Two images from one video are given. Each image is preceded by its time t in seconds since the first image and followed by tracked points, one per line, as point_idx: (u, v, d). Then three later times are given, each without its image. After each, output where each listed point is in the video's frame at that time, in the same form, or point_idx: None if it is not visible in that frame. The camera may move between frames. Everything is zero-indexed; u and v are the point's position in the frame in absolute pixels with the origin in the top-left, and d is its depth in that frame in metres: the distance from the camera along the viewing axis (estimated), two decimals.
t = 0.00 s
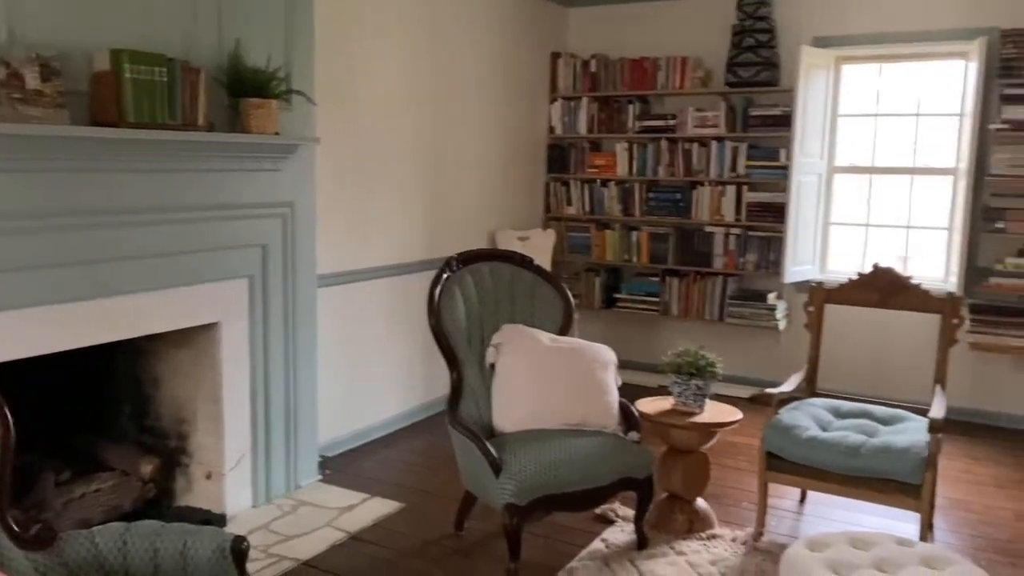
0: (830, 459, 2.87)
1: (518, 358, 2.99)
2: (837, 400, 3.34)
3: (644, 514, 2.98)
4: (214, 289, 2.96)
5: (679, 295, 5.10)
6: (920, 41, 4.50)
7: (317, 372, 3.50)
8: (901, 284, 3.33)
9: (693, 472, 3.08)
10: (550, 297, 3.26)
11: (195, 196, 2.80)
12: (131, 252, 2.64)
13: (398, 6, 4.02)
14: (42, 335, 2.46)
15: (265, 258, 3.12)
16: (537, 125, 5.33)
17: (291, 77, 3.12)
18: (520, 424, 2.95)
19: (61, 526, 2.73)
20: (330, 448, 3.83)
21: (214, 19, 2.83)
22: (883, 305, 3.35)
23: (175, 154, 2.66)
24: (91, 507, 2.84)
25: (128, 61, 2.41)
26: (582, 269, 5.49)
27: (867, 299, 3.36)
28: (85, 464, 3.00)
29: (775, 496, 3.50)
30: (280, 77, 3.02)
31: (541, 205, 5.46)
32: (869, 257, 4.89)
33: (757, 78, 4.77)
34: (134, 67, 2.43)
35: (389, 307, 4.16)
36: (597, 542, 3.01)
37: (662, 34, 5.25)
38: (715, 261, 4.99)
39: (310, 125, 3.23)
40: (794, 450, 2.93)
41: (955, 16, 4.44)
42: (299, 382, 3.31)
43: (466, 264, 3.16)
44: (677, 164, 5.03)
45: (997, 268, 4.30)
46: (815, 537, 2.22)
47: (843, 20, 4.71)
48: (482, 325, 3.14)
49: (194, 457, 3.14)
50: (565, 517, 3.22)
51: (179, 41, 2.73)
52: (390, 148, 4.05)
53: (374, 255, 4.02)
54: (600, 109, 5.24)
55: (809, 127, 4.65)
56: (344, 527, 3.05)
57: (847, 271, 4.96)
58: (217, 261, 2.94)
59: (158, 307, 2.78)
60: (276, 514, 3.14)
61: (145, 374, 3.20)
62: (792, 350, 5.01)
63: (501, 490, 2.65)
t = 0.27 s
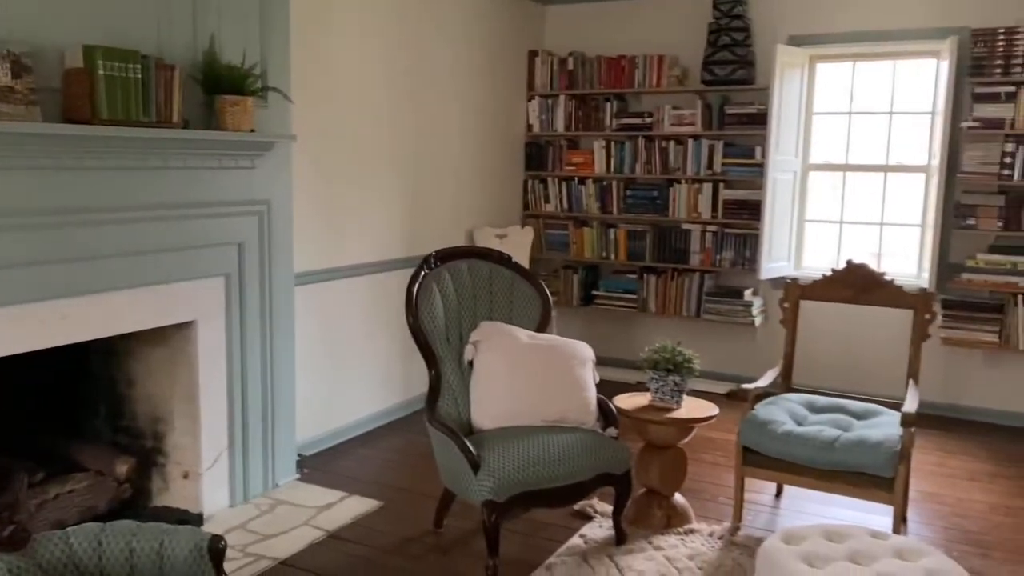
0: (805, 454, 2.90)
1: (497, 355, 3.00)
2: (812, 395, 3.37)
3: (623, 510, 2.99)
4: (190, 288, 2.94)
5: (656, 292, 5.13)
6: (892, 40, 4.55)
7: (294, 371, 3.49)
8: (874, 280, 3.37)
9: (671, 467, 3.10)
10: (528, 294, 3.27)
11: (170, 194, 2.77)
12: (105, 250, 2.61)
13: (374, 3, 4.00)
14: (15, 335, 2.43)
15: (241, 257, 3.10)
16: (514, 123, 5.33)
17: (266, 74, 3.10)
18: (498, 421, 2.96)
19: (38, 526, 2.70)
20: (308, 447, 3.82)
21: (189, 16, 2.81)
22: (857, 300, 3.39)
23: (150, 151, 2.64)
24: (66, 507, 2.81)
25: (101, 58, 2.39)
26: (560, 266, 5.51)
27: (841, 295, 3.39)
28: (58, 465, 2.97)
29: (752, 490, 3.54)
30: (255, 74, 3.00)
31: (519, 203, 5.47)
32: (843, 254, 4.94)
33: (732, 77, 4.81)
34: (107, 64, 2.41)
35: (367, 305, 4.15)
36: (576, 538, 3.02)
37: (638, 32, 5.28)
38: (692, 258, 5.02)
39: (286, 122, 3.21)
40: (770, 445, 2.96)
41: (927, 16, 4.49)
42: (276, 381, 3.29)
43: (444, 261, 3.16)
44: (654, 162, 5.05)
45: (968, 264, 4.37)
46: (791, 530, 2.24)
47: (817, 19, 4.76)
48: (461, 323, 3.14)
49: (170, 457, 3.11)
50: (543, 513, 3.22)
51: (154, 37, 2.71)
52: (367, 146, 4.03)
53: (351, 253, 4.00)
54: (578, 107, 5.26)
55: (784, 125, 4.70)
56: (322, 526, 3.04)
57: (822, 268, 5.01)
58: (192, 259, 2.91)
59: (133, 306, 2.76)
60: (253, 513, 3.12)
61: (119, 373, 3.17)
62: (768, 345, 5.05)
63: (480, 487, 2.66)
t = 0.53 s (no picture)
0: (789, 449, 2.92)
1: (484, 352, 3.01)
2: (797, 391, 3.40)
3: (609, 506, 3.01)
4: (177, 285, 2.94)
5: (644, 289, 5.15)
6: (878, 38, 4.58)
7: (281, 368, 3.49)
8: (858, 277, 3.39)
9: (657, 463, 3.12)
10: (515, 291, 3.28)
11: (156, 191, 2.77)
12: (90, 248, 2.61)
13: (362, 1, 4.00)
14: None
15: (228, 254, 3.10)
16: (503, 120, 5.34)
17: (253, 71, 3.10)
18: (485, 417, 2.97)
19: (23, 524, 2.71)
20: (296, 443, 3.82)
21: (174, 13, 2.80)
22: (842, 297, 3.41)
23: (135, 148, 2.64)
24: (52, 505, 2.82)
25: (86, 55, 2.39)
26: (548, 263, 5.52)
27: (825, 292, 3.42)
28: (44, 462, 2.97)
29: (737, 486, 3.56)
30: (242, 71, 3.00)
31: (508, 200, 5.48)
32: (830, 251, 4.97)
33: (719, 74, 4.83)
34: (92, 61, 2.42)
35: (354, 302, 4.15)
36: (562, 534, 3.04)
37: (627, 30, 5.29)
38: (679, 255, 5.04)
39: (273, 119, 3.21)
40: (755, 440, 2.98)
41: (912, 14, 4.52)
42: (263, 379, 3.30)
43: (431, 259, 3.17)
44: (641, 160, 5.06)
45: (953, 261, 4.40)
46: (774, 524, 2.26)
47: (804, 17, 4.78)
48: (448, 320, 3.15)
49: (157, 454, 3.11)
50: (530, 509, 3.24)
51: (140, 34, 2.71)
52: (354, 143, 4.03)
53: (339, 250, 4.01)
54: (566, 104, 5.27)
55: (771, 122, 4.72)
56: (309, 523, 3.05)
57: (808, 265, 5.04)
58: (179, 256, 2.91)
59: (119, 304, 2.76)
60: (240, 510, 3.12)
61: (106, 371, 3.16)
62: (755, 342, 5.08)
63: (467, 484, 2.67)
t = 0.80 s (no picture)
0: (777, 448, 2.94)
1: (473, 351, 3.03)
2: (785, 391, 3.42)
3: (597, 504, 3.03)
4: (166, 284, 2.94)
5: (635, 288, 5.16)
6: (866, 39, 4.61)
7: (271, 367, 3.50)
8: (846, 277, 3.41)
9: (645, 461, 3.14)
10: (505, 291, 3.29)
11: (146, 190, 2.78)
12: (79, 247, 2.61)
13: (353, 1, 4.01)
14: None
15: (218, 253, 3.10)
16: (494, 120, 5.35)
17: (243, 70, 3.10)
18: (474, 416, 2.98)
19: (12, 523, 2.74)
20: (286, 442, 3.83)
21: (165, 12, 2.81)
22: (829, 297, 3.43)
23: (125, 147, 2.64)
24: (41, 503, 2.84)
25: (76, 54, 2.40)
26: (540, 263, 5.54)
27: (813, 292, 3.44)
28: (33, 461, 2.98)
29: (725, 485, 3.58)
30: (232, 70, 3.01)
31: (499, 200, 5.49)
32: (819, 252, 5.00)
33: (710, 75, 4.85)
34: (82, 60, 2.42)
35: (345, 301, 4.16)
36: (551, 533, 3.05)
37: (618, 30, 5.31)
38: (670, 255, 5.06)
39: (264, 118, 3.21)
40: (742, 439, 3.00)
41: (901, 16, 4.55)
42: (253, 378, 3.30)
43: (421, 258, 3.18)
44: (632, 160, 5.08)
45: (941, 261, 4.43)
46: (759, 523, 2.28)
47: (794, 19, 4.81)
48: (437, 319, 3.16)
49: (146, 452, 3.11)
50: (519, 508, 3.25)
51: (129, 33, 2.71)
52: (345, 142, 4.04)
53: (330, 249, 4.01)
54: (557, 104, 5.28)
55: (761, 123, 4.74)
56: (299, 521, 3.06)
57: (798, 265, 5.06)
58: (168, 255, 2.92)
59: (108, 302, 2.76)
60: (230, 509, 3.13)
61: (95, 369, 3.16)
62: (744, 342, 5.10)
63: (455, 482, 2.68)
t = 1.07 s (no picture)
0: (763, 449, 2.96)
1: (462, 352, 3.04)
2: (773, 393, 3.44)
3: (585, 505, 3.04)
4: (156, 285, 2.94)
5: (624, 290, 5.19)
6: (854, 44, 4.64)
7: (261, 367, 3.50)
8: (833, 280, 3.44)
9: (633, 462, 3.16)
10: (494, 292, 3.30)
11: (136, 190, 2.78)
12: (69, 247, 2.61)
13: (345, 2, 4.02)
14: None
15: (208, 253, 3.11)
16: (485, 122, 5.37)
17: (234, 71, 3.11)
18: (464, 417, 3.00)
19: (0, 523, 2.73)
20: (276, 443, 3.83)
21: (155, 13, 2.81)
22: (816, 300, 3.46)
23: (116, 148, 2.64)
24: (30, 503, 2.85)
25: (66, 54, 2.40)
26: (530, 265, 5.55)
27: (800, 295, 3.46)
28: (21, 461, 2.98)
29: (713, 486, 3.60)
30: (223, 71, 3.01)
31: (489, 201, 5.51)
32: (806, 255, 5.03)
33: (699, 79, 4.89)
34: (72, 60, 2.42)
35: (335, 302, 4.17)
36: (539, 533, 3.07)
37: (608, 33, 5.34)
38: (659, 258, 5.08)
39: (255, 119, 3.22)
40: (730, 441, 3.03)
41: (888, 21, 4.59)
42: (243, 379, 3.30)
43: (411, 259, 3.19)
44: (622, 162, 5.11)
45: (927, 264, 4.47)
46: (746, 523, 2.30)
47: (783, 23, 4.84)
48: (427, 320, 3.17)
49: (135, 452, 3.11)
50: (508, 508, 3.27)
51: (120, 33, 2.71)
52: (337, 143, 4.05)
53: (320, 250, 4.02)
54: (548, 106, 5.30)
55: (750, 126, 4.78)
56: (288, 522, 3.06)
57: (786, 268, 5.10)
58: (158, 255, 2.92)
59: (98, 303, 2.76)
60: (219, 509, 3.13)
61: (84, 369, 3.15)
62: (732, 344, 5.13)
63: (444, 483, 2.69)
